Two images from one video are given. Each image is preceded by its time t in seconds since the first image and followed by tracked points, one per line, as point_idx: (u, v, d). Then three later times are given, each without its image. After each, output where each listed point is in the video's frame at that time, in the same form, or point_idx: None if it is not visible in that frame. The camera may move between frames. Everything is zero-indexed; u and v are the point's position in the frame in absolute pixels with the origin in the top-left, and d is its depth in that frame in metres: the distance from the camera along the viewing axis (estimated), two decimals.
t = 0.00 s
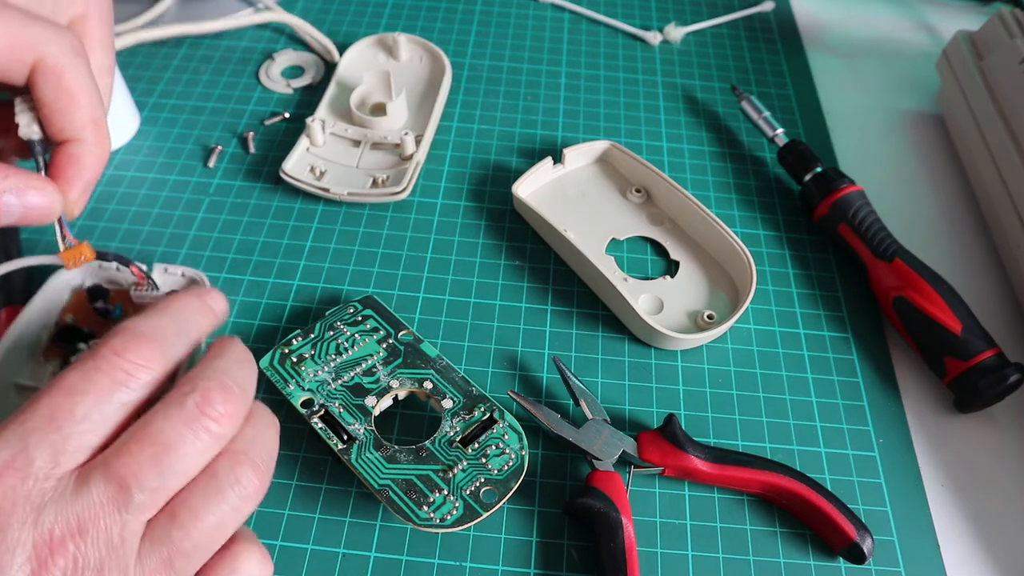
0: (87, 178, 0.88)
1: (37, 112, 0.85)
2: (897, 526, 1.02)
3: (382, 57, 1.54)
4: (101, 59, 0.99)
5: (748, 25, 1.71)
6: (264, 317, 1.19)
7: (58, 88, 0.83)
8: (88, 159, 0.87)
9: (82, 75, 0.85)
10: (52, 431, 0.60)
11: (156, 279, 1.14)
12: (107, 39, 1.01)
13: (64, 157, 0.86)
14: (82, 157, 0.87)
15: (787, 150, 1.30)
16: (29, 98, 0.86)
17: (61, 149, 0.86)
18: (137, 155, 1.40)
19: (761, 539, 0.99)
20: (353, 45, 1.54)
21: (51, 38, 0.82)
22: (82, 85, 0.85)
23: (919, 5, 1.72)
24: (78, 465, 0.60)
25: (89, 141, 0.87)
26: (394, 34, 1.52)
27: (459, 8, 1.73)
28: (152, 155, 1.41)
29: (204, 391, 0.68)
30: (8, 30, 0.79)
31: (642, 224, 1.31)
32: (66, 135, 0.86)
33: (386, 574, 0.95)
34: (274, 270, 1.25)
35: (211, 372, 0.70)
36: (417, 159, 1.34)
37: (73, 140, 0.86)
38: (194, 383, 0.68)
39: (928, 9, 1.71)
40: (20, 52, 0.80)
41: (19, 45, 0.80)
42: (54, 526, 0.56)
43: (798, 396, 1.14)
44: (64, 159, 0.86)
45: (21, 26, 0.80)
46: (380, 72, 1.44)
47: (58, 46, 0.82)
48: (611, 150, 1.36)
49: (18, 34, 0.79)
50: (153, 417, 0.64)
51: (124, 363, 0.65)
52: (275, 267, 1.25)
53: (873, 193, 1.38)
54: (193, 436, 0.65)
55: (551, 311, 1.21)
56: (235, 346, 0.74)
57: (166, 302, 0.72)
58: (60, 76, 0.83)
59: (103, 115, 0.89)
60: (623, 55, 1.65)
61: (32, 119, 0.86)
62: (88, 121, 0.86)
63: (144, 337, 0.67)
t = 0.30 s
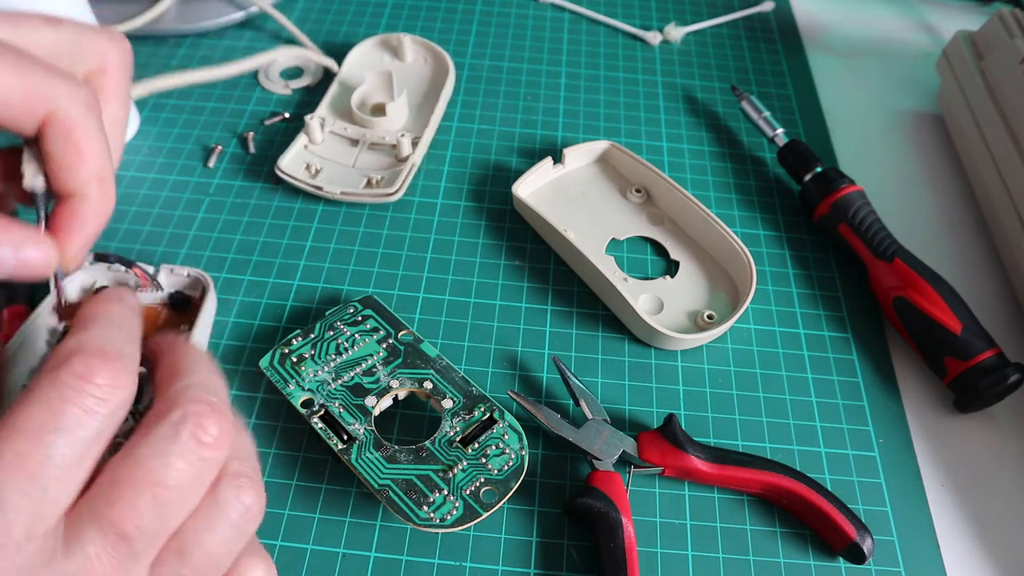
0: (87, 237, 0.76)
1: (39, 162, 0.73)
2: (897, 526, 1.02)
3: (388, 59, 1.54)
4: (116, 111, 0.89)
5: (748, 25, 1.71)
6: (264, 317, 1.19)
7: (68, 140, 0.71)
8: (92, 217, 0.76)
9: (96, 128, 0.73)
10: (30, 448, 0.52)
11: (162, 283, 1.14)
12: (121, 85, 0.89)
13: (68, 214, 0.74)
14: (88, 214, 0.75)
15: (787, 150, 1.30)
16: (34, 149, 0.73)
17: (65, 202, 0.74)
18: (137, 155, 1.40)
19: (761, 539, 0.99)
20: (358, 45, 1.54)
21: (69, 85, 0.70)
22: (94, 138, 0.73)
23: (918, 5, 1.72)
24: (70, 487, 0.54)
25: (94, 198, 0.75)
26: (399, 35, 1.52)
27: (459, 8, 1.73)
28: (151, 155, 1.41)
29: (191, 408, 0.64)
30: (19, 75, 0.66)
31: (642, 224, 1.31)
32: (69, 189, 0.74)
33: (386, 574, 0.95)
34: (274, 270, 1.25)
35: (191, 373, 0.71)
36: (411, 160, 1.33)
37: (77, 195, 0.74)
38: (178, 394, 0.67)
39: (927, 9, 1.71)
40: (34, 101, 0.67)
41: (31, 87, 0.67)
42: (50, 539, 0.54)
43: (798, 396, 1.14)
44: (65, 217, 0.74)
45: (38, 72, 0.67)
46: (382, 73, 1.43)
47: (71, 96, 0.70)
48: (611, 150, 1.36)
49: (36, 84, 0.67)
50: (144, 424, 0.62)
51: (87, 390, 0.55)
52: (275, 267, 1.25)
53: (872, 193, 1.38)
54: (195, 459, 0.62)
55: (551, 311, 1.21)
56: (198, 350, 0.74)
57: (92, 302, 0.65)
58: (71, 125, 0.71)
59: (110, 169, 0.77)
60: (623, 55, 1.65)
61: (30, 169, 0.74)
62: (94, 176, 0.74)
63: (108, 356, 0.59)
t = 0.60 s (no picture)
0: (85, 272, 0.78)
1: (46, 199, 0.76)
2: (897, 526, 1.02)
3: (400, 62, 1.53)
4: (124, 147, 0.91)
5: (748, 25, 1.71)
6: (264, 317, 1.19)
7: (70, 176, 0.74)
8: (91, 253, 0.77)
9: (99, 167, 0.76)
10: (45, 468, 0.54)
11: (162, 283, 1.14)
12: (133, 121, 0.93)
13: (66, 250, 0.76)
14: (85, 251, 0.76)
15: (786, 150, 1.30)
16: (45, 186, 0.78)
17: (65, 237, 0.76)
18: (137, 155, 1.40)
19: (761, 539, 0.99)
20: (368, 47, 1.54)
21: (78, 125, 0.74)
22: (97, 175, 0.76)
23: (919, 5, 1.72)
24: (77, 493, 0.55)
25: (94, 234, 0.77)
26: (412, 39, 1.52)
27: (459, 8, 1.73)
28: (151, 156, 1.41)
29: (196, 416, 0.66)
30: (27, 112, 0.71)
31: (642, 224, 1.31)
32: (70, 225, 0.76)
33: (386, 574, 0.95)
34: (274, 270, 1.25)
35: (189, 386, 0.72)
36: (399, 164, 1.32)
37: (76, 231, 0.76)
38: (180, 403, 0.68)
39: (928, 8, 1.71)
40: (37, 136, 0.72)
41: (36, 121, 0.71)
42: (55, 544, 0.54)
43: (797, 396, 1.14)
44: (64, 252, 0.76)
45: (44, 109, 0.72)
46: (385, 73, 1.43)
47: (75, 133, 0.74)
48: (611, 150, 1.36)
49: (41, 121, 0.71)
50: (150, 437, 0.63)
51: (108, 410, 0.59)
52: (275, 267, 1.25)
53: (873, 193, 1.38)
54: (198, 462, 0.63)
55: (551, 311, 1.21)
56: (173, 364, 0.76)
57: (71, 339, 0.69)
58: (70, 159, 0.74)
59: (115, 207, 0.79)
60: (623, 55, 1.65)
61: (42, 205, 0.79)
62: (94, 213, 0.76)
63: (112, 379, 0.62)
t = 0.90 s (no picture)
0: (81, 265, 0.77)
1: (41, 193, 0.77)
2: (897, 526, 1.02)
3: (400, 62, 1.53)
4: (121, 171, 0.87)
5: (748, 25, 1.71)
6: (264, 317, 1.19)
7: (57, 160, 0.74)
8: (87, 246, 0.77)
9: (90, 156, 0.76)
10: (49, 469, 0.54)
11: (162, 282, 1.14)
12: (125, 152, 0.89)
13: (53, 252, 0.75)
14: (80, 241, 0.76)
15: (786, 150, 1.30)
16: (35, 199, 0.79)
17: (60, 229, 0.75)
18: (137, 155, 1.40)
19: (761, 539, 0.99)
20: (368, 47, 1.54)
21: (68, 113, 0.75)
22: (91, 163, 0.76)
23: (919, 5, 1.72)
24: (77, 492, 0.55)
25: (87, 223, 0.76)
26: (412, 39, 1.52)
27: (459, 8, 1.73)
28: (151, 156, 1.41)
29: (196, 417, 0.66)
30: (14, 97, 0.72)
31: (642, 224, 1.31)
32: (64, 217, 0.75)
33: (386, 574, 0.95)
34: (274, 270, 1.25)
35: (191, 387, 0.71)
36: (399, 164, 1.32)
37: (70, 221, 0.75)
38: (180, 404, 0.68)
39: (928, 8, 1.71)
40: (27, 124, 0.73)
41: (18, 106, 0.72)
42: (57, 545, 0.54)
43: (797, 396, 1.14)
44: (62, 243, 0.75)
45: (38, 96, 0.73)
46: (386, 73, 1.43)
47: (62, 116, 0.74)
48: (611, 150, 1.36)
49: (20, 105, 0.72)
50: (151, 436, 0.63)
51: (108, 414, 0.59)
52: (275, 267, 1.25)
53: (873, 193, 1.38)
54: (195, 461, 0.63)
55: (551, 311, 1.21)
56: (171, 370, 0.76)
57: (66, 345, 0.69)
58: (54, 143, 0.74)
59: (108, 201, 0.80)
60: (623, 55, 1.65)
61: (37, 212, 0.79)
62: (83, 199, 0.75)
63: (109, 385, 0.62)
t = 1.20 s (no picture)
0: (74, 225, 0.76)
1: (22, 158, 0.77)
2: (897, 526, 1.02)
3: (400, 62, 1.53)
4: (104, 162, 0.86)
5: (748, 25, 1.71)
6: (264, 317, 1.19)
7: (33, 120, 0.73)
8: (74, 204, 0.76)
9: (70, 119, 0.76)
10: (51, 472, 0.54)
11: (162, 282, 1.14)
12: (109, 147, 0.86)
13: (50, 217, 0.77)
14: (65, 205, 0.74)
15: (786, 150, 1.30)
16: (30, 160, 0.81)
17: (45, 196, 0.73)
18: (137, 155, 1.40)
19: (761, 539, 0.99)
20: (368, 47, 1.54)
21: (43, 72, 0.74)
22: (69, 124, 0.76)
23: (919, 5, 1.72)
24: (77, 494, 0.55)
25: (67, 183, 0.74)
26: (412, 39, 1.52)
27: (459, 8, 1.73)
28: (151, 156, 1.41)
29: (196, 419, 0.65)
30: None
31: (642, 224, 1.31)
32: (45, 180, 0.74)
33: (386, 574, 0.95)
34: (274, 270, 1.25)
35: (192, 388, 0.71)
36: (399, 164, 1.32)
37: (50, 182, 0.73)
38: (180, 406, 0.67)
39: (928, 8, 1.71)
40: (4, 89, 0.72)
41: None
42: (57, 548, 0.54)
43: (797, 396, 1.14)
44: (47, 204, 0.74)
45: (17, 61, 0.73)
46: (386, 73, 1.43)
47: (35, 75, 0.73)
48: (611, 150, 1.36)
49: None
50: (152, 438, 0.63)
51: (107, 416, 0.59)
52: (275, 267, 1.25)
53: (873, 193, 1.38)
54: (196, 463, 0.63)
55: (551, 311, 1.21)
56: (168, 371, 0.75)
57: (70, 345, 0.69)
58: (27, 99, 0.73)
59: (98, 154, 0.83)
60: (623, 55, 1.65)
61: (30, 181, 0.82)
62: (62, 158, 0.74)
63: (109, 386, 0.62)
